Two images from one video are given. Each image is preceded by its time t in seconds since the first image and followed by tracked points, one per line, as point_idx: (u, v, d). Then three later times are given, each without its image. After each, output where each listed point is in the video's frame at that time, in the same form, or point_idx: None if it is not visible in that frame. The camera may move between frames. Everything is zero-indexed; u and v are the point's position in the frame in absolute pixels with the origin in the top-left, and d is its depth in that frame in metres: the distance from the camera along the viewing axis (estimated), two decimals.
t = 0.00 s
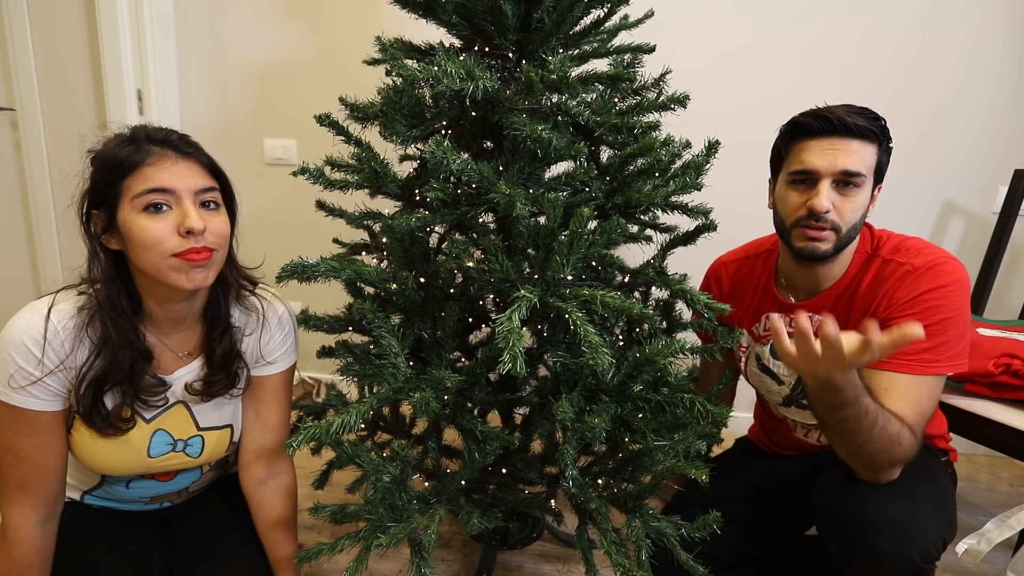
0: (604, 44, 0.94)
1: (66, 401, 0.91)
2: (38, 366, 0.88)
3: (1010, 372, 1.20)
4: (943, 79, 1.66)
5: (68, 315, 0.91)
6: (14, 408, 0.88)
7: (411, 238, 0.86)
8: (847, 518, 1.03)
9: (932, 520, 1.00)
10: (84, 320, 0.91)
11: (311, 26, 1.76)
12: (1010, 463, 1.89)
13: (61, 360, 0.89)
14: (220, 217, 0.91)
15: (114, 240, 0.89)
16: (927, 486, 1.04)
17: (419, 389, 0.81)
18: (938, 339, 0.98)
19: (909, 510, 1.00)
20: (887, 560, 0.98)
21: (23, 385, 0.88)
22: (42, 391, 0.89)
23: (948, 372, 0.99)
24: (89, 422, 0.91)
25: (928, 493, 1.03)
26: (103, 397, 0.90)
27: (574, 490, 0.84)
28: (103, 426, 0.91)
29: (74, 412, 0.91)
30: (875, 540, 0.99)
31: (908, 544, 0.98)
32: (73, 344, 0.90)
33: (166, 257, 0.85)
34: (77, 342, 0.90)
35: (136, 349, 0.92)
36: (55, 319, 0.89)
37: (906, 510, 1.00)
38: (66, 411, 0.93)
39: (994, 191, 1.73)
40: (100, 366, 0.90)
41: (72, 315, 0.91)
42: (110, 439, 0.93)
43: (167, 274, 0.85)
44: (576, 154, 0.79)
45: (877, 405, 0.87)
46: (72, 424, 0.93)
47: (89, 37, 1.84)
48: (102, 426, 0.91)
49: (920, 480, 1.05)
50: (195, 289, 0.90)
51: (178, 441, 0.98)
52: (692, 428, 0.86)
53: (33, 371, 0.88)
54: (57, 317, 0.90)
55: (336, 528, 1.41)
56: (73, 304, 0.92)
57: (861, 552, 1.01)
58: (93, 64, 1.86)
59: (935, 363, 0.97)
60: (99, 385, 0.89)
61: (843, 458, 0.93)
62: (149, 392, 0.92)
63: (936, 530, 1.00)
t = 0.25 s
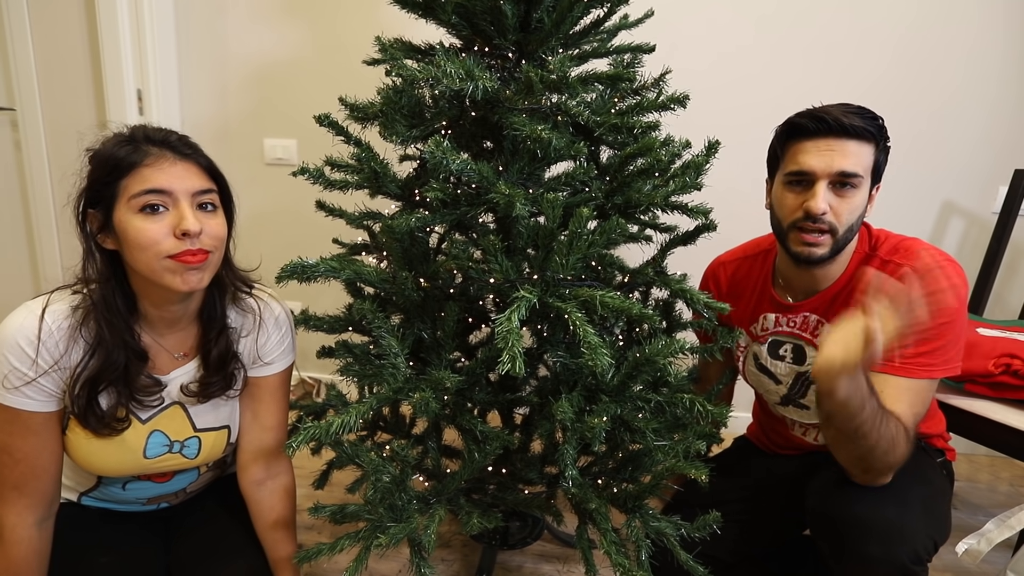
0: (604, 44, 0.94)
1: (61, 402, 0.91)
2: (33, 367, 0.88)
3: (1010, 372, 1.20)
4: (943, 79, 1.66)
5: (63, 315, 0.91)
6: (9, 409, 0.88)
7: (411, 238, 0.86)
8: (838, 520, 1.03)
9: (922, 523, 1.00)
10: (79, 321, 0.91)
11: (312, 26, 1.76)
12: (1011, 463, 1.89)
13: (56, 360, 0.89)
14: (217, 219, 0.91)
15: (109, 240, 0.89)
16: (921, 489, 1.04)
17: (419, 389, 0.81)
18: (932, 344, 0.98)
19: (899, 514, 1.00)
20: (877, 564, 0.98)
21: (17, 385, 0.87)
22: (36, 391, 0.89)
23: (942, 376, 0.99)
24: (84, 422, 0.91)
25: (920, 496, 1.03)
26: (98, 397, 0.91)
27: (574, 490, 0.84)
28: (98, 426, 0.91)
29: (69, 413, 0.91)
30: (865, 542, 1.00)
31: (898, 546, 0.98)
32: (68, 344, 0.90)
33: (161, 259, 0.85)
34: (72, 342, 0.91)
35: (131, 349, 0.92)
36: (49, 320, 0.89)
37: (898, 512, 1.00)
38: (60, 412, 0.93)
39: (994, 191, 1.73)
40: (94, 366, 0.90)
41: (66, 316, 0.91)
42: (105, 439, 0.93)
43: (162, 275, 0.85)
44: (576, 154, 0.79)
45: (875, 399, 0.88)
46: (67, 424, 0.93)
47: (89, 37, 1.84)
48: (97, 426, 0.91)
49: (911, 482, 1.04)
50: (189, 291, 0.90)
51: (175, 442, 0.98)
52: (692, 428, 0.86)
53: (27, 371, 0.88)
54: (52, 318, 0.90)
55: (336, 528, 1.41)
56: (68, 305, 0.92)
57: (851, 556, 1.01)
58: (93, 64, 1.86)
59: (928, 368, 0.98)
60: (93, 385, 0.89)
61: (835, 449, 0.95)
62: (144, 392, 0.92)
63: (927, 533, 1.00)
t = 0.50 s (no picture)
0: (604, 44, 0.94)
1: (59, 403, 0.91)
2: (30, 367, 0.88)
3: (1011, 372, 1.20)
4: (943, 79, 1.66)
5: (61, 315, 0.91)
6: (8, 410, 0.88)
7: (411, 238, 0.86)
8: (835, 519, 1.03)
9: (923, 520, 1.00)
10: (77, 321, 0.91)
11: (312, 26, 1.76)
12: (1011, 463, 1.89)
13: (54, 361, 0.90)
14: (215, 218, 0.91)
15: (107, 240, 0.89)
16: (921, 489, 1.04)
17: (418, 389, 0.81)
18: (930, 345, 0.98)
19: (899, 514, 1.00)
20: (877, 561, 0.99)
21: (15, 386, 0.88)
22: (34, 392, 0.89)
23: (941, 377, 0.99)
24: (82, 423, 0.90)
25: (919, 495, 1.03)
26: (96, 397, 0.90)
27: (574, 490, 0.84)
28: (96, 427, 0.91)
29: (67, 413, 0.91)
30: (864, 541, 1.00)
31: (898, 544, 0.98)
32: (66, 344, 0.90)
33: (159, 259, 0.85)
34: (70, 343, 0.91)
35: (129, 349, 0.92)
36: (47, 320, 0.89)
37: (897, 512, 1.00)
38: (59, 412, 0.93)
39: (994, 191, 1.73)
40: (92, 366, 0.89)
41: (64, 316, 0.91)
42: (103, 439, 0.93)
43: (160, 275, 0.85)
44: (576, 154, 0.79)
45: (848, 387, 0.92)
46: (66, 425, 0.93)
47: (89, 37, 1.84)
48: (95, 426, 0.91)
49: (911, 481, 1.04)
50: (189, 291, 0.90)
51: (173, 442, 0.98)
52: (692, 428, 0.86)
53: (25, 371, 0.88)
54: (50, 318, 0.90)
55: (336, 528, 1.41)
56: (66, 305, 0.92)
57: (851, 554, 1.01)
58: (93, 64, 1.86)
59: (924, 369, 0.97)
60: (91, 385, 0.89)
61: (825, 450, 0.96)
62: (142, 392, 0.92)
63: (928, 531, 1.00)
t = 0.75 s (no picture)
0: (604, 44, 0.94)
1: (59, 403, 0.91)
2: (31, 368, 0.88)
3: (1010, 372, 1.20)
4: (943, 79, 1.66)
5: (62, 315, 0.91)
6: (8, 410, 0.88)
7: (411, 238, 0.86)
8: (835, 521, 1.03)
9: (923, 522, 1.01)
10: (78, 321, 0.91)
11: (312, 26, 1.76)
12: (1011, 463, 1.89)
13: (55, 361, 0.90)
14: (219, 228, 0.91)
15: (108, 242, 0.88)
16: (921, 490, 1.04)
17: (419, 389, 0.81)
18: (929, 344, 0.98)
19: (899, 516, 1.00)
20: (876, 563, 0.99)
21: (16, 387, 0.88)
22: (35, 393, 0.89)
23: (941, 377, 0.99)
24: (83, 423, 0.91)
25: (920, 495, 1.03)
26: (97, 398, 0.91)
27: (574, 491, 0.84)
28: (97, 427, 0.91)
29: (68, 414, 0.92)
30: (865, 543, 1.00)
31: (899, 546, 0.98)
32: (66, 345, 0.90)
33: (164, 270, 0.85)
34: (71, 343, 0.91)
35: (130, 350, 0.92)
36: (48, 320, 0.89)
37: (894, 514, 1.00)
38: (59, 412, 0.93)
39: (994, 191, 1.73)
40: (92, 367, 0.89)
41: (65, 317, 0.91)
42: (104, 439, 0.93)
43: (163, 285, 0.87)
44: (576, 154, 0.79)
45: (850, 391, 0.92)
46: (66, 425, 0.93)
47: (89, 37, 1.84)
48: (96, 427, 0.91)
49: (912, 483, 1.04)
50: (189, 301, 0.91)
51: (174, 443, 0.98)
52: (692, 429, 0.86)
53: (26, 373, 0.88)
54: (50, 319, 0.90)
55: (336, 528, 1.41)
56: (67, 305, 0.92)
57: (850, 555, 1.01)
58: (93, 64, 1.86)
59: (924, 369, 0.97)
60: (92, 386, 0.89)
61: (827, 452, 0.96)
62: (142, 393, 0.92)
63: (928, 534, 1.00)
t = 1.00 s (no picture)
0: (604, 44, 0.94)
1: (61, 404, 0.91)
2: (34, 368, 0.88)
3: (1010, 372, 1.20)
4: (943, 79, 1.66)
5: (64, 315, 0.91)
6: (9, 410, 0.88)
7: (411, 238, 0.86)
8: (840, 525, 1.03)
9: (926, 523, 1.00)
10: (81, 321, 0.91)
11: (312, 26, 1.76)
12: (1011, 463, 1.89)
13: (57, 362, 0.90)
14: (218, 219, 0.91)
15: (111, 242, 0.89)
16: (924, 491, 1.04)
17: (419, 390, 0.80)
18: (930, 344, 0.98)
19: (904, 519, 1.00)
20: (881, 565, 0.98)
21: (18, 387, 0.88)
22: (37, 393, 0.89)
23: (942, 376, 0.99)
24: (85, 424, 0.91)
25: (922, 496, 1.03)
26: (99, 398, 0.91)
27: (574, 491, 0.84)
28: (99, 428, 0.91)
29: (70, 414, 0.92)
30: (868, 544, 0.99)
31: (903, 548, 0.98)
32: (69, 345, 0.91)
33: (162, 259, 0.84)
34: (74, 343, 0.91)
35: (133, 350, 0.92)
36: (51, 320, 0.89)
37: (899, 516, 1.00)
38: (61, 412, 0.93)
39: (994, 191, 1.73)
40: (95, 367, 0.90)
41: (68, 317, 0.91)
42: (107, 440, 0.93)
43: (162, 275, 0.85)
44: (576, 154, 0.79)
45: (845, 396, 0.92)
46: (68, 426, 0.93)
47: (90, 37, 1.84)
48: (98, 427, 0.91)
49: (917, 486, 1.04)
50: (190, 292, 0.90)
51: (176, 443, 0.98)
52: (692, 429, 0.86)
53: (28, 373, 0.88)
54: (53, 319, 0.90)
55: (336, 528, 1.41)
56: (69, 305, 0.92)
57: (854, 557, 1.01)
58: (93, 64, 1.86)
59: (925, 368, 0.97)
60: (94, 387, 0.89)
61: (827, 457, 0.97)
62: (144, 393, 0.92)
63: (932, 535, 1.00)
